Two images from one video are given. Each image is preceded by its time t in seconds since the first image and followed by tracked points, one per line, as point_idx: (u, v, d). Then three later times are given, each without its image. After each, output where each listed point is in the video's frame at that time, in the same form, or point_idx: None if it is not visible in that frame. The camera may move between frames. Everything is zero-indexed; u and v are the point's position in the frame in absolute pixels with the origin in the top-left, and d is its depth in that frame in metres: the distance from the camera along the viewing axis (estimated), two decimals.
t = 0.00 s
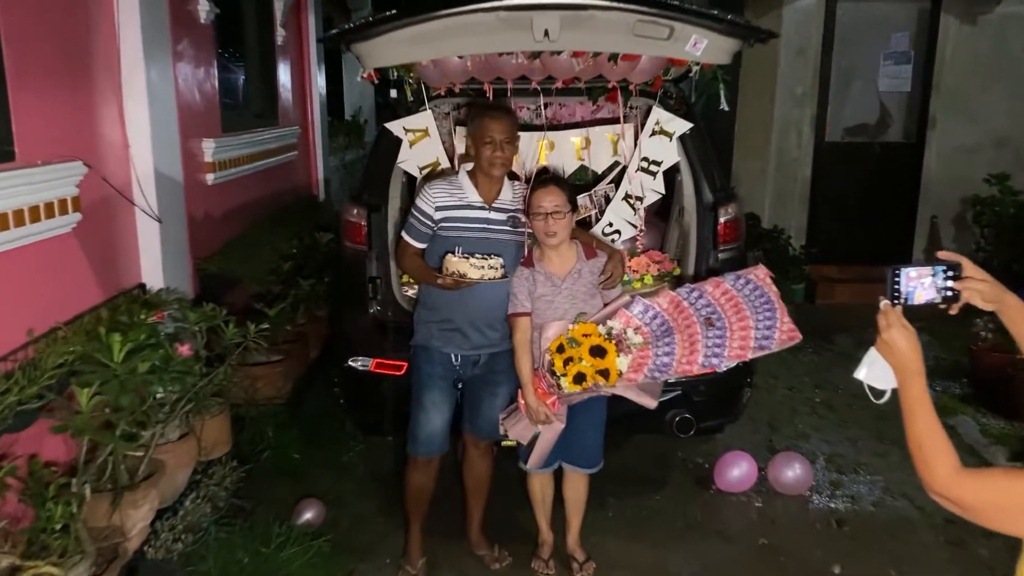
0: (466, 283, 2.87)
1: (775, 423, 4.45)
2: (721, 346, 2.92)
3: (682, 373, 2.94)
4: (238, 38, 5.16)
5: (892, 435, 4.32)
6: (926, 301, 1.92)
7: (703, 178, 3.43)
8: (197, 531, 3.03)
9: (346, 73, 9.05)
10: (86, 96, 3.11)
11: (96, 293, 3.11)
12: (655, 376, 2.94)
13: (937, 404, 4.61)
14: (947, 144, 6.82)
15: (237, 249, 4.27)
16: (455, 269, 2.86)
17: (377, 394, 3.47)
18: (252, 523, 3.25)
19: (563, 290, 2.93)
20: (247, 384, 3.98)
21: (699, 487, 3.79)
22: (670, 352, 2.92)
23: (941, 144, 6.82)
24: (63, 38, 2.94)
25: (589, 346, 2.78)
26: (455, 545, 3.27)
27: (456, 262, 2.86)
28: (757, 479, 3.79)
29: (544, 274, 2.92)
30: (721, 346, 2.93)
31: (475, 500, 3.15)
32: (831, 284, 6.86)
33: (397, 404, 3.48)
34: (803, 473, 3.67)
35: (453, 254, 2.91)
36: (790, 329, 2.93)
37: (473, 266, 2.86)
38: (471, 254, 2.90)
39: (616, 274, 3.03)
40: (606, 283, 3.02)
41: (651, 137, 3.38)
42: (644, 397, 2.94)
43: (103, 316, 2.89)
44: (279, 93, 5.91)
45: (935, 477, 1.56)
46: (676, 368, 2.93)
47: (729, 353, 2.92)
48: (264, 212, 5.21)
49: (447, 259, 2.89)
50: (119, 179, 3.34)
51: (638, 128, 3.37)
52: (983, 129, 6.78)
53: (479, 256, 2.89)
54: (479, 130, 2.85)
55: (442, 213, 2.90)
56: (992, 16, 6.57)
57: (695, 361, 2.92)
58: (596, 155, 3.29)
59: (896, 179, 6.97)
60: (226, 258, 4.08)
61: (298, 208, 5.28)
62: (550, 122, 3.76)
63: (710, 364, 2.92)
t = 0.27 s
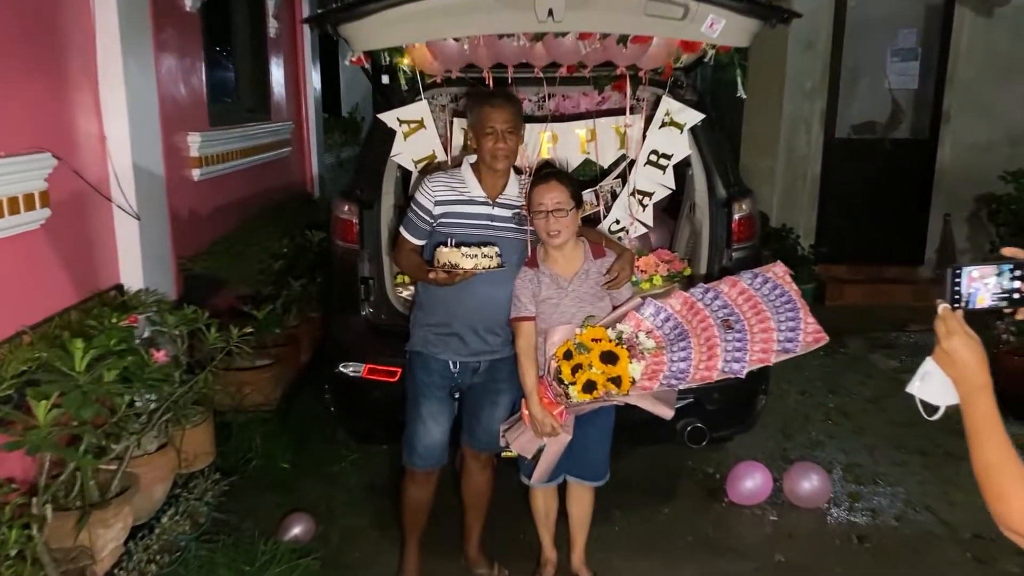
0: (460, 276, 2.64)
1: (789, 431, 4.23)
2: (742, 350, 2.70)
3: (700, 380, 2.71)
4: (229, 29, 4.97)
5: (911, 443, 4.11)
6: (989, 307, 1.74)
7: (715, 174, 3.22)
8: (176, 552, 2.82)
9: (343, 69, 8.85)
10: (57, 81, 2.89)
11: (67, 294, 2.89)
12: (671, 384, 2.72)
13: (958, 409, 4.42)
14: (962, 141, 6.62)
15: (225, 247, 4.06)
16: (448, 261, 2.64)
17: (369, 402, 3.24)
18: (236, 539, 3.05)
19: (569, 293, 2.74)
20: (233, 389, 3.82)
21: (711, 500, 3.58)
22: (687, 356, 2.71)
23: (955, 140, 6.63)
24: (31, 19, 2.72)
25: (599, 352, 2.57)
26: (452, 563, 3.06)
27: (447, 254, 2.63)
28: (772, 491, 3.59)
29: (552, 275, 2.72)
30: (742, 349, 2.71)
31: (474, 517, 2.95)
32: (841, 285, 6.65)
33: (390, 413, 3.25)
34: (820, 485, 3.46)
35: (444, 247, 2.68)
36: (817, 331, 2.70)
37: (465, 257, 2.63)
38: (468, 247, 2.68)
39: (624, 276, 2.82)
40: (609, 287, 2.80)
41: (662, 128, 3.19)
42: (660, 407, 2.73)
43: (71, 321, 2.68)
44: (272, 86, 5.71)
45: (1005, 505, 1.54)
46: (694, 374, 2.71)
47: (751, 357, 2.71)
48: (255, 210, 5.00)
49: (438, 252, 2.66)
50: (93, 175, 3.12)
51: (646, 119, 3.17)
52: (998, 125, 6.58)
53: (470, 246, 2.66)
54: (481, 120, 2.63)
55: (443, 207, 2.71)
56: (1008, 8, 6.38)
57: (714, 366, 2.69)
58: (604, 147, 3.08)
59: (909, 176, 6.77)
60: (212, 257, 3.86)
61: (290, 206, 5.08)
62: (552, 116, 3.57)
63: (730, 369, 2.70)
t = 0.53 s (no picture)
0: (460, 283, 2.46)
1: (800, 439, 4.07)
2: (759, 353, 2.53)
3: (715, 383, 2.57)
4: (220, 22, 4.80)
5: (928, 453, 3.94)
6: None
7: (725, 170, 3.05)
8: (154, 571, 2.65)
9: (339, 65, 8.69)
10: (28, 71, 2.71)
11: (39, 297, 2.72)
12: (683, 389, 2.56)
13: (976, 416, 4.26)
14: (974, 139, 6.46)
15: (212, 249, 3.90)
16: (448, 267, 2.46)
17: (361, 411, 3.08)
18: (221, 557, 2.88)
19: (573, 295, 2.58)
20: (220, 396, 3.65)
21: (720, 512, 3.42)
22: (701, 360, 2.55)
23: (967, 138, 6.47)
24: None
25: (606, 356, 2.42)
26: None
27: (447, 258, 2.45)
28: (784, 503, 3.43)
29: (556, 276, 2.56)
30: (759, 352, 2.54)
31: (472, 533, 2.79)
32: (850, 287, 6.48)
33: (384, 423, 3.08)
34: (836, 498, 3.28)
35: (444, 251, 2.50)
36: (838, 333, 2.56)
37: (466, 263, 2.46)
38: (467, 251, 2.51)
39: (632, 278, 2.65)
40: (617, 289, 2.64)
41: (670, 122, 3.03)
42: (672, 414, 2.56)
43: (41, 329, 2.50)
44: (265, 81, 5.54)
45: None
46: (708, 378, 2.56)
47: (769, 360, 2.54)
48: (246, 210, 4.84)
49: (437, 256, 2.48)
50: (68, 171, 2.94)
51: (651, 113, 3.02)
52: (1011, 123, 6.42)
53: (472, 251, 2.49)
54: (473, 112, 2.48)
55: (437, 207, 2.52)
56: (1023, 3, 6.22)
57: (730, 370, 2.53)
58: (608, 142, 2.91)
59: (919, 175, 6.60)
60: (197, 259, 3.70)
61: (283, 205, 4.92)
62: (553, 110, 3.55)
63: (747, 374, 2.53)
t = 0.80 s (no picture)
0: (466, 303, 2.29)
1: (814, 454, 3.90)
2: (781, 359, 2.34)
3: (736, 395, 2.36)
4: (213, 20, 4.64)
5: (948, 469, 3.78)
6: None
7: (738, 175, 2.90)
8: None
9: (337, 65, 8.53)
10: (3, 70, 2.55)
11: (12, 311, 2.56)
12: (703, 402, 2.38)
13: (996, 430, 4.09)
14: (989, 140, 6.30)
15: (201, 257, 3.73)
16: (453, 285, 2.30)
17: (356, 430, 2.92)
18: None
19: (581, 305, 2.41)
20: (209, 411, 3.49)
21: (733, 534, 3.25)
22: (719, 369, 2.36)
23: (982, 140, 6.30)
24: None
25: (618, 368, 2.27)
26: None
27: (453, 276, 2.29)
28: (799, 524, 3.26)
29: (564, 286, 2.39)
30: (781, 358, 2.35)
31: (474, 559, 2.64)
32: (861, 292, 6.31)
33: (381, 442, 2.92)
34: (854, 519, 3.12)
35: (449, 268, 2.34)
36: (864, 335, 2.36)
37: (473, 281, 2.29)
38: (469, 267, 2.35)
39: (643, 285, 2.47)
40: (629, 298, 2.45)
41: (681, 126, 2.88)
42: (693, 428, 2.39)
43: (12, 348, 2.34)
44: (259, 81, 5.38)
45: None
46: (729, 389, 2.36)
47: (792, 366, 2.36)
48: (239, 214, 4.68)
49: (441, 274, 2.31)
50: (47, 177, 2.78)
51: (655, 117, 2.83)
52: None
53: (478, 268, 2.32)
54: (468, 116, 2.33)
55: (433, 218, 2.36)
56: None
57: (751, 378, 2.33)
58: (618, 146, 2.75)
59: (933, 177, 6.43)
60: (186, 268, 3.54)
61: (277, 209, 4.76)
62: (558, 112, 3.41)
63: (770, 382, 2.34)
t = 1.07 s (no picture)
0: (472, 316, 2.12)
1: (830, 469, 3.75)
2: (804, 364, 2.17)
3: (759, 404, 2.20)
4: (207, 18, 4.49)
5: (970, 486, 3.63)
6: None
7: (755, 180, 2.75)
8: None
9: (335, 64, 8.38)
10: None
11: None
12: (725, 412, 2.20)
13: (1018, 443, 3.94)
14: (1004, 142, 6.14)
15: (193, 263, 3.59)
16: (456, 297, 2.12)
17: (352, 448, 2.77)
18: None
19: (588, 316, 2.24)
20: (201, 425, 3.38)
21: (748, 556, 3.10)
22: (737, 378, 2.19)
23: (996, 141, 6.15)
24: None
25: (632, 381, 2.10)
26: None
27: (456, 288, 2.12)
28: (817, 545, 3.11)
29: (570, 296, 2.24)
30: (803, 362, 2.18)
31: None
32: (872, 298, 6.15)
33: (379, 462, 2.77)
34: (876, 541, 2.96)
35: (450, 279, 2.17)
36: (887, 334, 2.19)
37: (479, 292, 2.11)
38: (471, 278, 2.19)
39: (655, 294, 2.36)
40: (640, 308, 2.34)
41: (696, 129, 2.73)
42: (716, 442, 2.20)
43: None
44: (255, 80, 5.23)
45: None
46: (750, 399, 2.20)
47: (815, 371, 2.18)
48: (232, 218, 4.53)
49: (443, 285, 2.14)
50: (28, 184, 2.64)
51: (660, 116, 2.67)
52: None
53: (483, 278, 2.15)
54: (463, 118, 2.20)
55: (429, 228, 2.19)
56: None
57: (773, 386, 2.17)
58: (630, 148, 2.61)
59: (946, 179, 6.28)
60: (177, 276, 3.39)
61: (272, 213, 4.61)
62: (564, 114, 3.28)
63: (793, 389, 2.16)
